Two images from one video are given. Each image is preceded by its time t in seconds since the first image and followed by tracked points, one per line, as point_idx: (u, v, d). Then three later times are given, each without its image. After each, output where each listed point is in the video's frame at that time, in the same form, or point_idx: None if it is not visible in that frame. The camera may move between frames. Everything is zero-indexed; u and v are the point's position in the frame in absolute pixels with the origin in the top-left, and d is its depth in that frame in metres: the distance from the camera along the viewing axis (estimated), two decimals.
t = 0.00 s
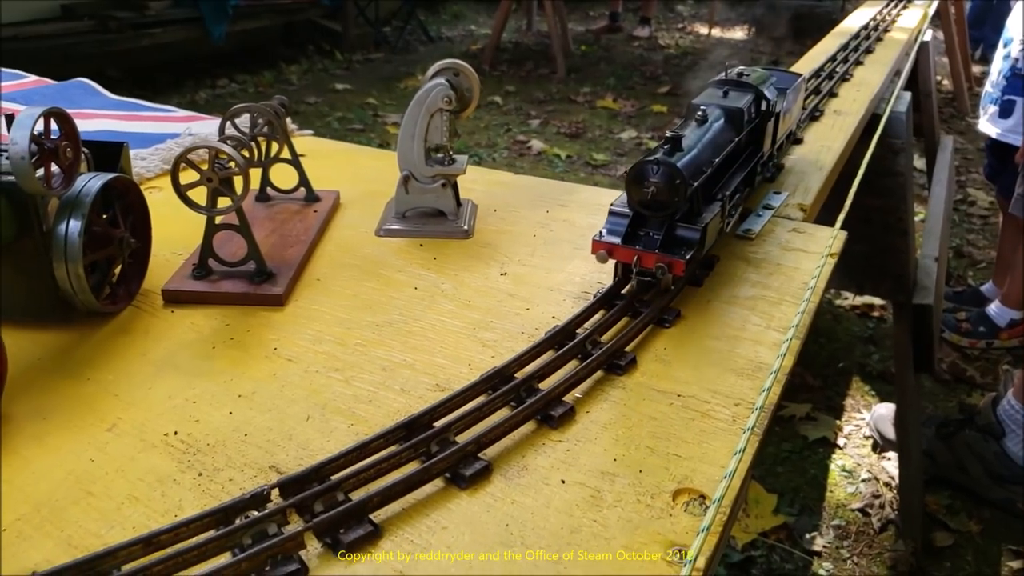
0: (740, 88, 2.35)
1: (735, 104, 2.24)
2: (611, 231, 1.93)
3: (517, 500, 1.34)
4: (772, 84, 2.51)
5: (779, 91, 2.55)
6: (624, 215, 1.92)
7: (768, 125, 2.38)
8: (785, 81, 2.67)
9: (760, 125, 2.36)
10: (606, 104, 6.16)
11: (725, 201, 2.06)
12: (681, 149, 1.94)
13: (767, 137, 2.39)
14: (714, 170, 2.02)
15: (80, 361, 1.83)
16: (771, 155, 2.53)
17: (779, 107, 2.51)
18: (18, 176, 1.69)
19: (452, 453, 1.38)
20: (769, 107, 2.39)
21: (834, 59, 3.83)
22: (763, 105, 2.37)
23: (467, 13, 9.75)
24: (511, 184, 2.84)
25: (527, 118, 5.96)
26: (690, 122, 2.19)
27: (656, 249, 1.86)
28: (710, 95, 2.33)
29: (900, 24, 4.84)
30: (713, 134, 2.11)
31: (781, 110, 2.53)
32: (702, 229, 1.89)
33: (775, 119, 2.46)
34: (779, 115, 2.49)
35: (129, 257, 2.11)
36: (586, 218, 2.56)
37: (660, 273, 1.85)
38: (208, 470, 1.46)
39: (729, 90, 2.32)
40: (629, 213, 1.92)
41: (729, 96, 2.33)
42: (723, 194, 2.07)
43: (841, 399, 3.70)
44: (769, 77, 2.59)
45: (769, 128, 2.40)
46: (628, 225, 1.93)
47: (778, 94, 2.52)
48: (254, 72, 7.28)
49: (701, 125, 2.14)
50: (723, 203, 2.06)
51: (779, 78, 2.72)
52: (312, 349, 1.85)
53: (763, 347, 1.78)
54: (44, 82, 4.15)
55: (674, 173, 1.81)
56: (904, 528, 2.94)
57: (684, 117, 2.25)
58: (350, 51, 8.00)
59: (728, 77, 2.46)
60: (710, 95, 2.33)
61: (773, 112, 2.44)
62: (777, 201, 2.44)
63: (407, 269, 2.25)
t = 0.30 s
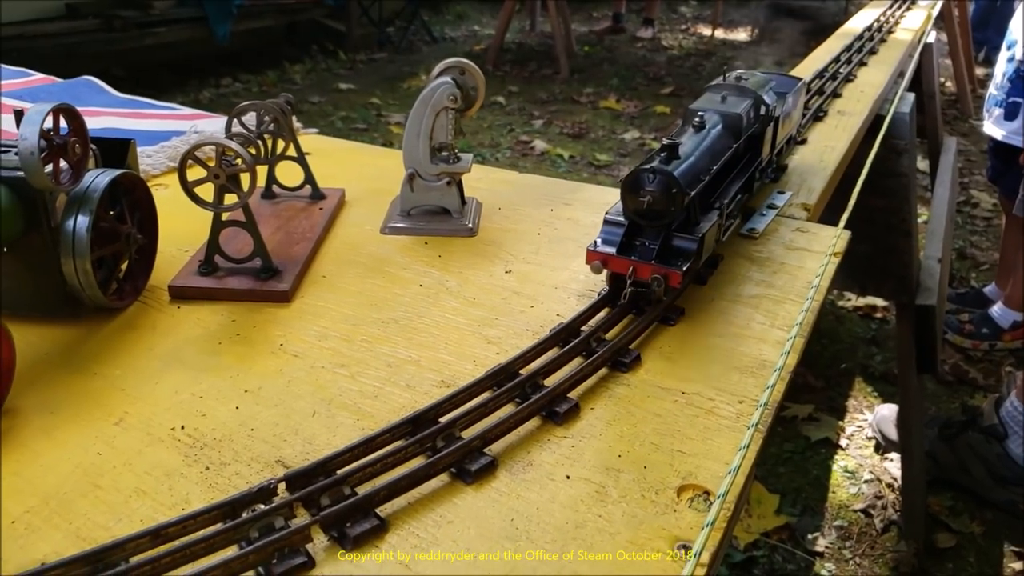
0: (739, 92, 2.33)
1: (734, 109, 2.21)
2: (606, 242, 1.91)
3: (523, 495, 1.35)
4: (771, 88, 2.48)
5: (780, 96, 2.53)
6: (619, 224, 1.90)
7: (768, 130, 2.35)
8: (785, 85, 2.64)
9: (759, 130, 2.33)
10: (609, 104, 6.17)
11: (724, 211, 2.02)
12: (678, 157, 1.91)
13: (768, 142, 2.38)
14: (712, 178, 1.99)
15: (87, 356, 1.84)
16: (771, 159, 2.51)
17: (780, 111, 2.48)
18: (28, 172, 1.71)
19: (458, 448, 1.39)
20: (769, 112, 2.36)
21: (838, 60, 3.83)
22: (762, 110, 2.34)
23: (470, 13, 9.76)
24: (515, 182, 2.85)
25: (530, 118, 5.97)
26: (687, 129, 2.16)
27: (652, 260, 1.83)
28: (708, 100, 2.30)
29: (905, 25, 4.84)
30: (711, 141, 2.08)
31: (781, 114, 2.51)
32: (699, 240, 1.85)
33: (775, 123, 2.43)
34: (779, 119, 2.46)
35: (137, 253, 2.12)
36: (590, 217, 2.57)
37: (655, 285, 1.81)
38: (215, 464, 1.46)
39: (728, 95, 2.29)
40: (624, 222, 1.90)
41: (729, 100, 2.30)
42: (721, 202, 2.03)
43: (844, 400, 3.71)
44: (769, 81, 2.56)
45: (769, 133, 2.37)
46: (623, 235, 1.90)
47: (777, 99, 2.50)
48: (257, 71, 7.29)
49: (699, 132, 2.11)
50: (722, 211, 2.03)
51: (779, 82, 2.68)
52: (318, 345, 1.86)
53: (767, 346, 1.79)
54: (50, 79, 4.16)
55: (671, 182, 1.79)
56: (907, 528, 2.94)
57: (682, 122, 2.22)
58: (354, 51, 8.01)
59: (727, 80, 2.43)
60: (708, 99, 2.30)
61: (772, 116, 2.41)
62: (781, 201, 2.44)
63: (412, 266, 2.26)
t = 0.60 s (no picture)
0: (735, 99, 2.29)
1: (730, 115, 2.17)
2: (598, 252, 1.87)
3: (527, 490, 1.36)
4: (767, 94, 2.45)
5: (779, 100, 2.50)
6: (612, 235, 1.87)
7: (765, 137, 2.31)
8: (784, 90, 2.59)
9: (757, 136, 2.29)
10: (612, 105, 6.18)
11: (719, 221, 1.97)
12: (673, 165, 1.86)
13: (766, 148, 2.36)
14: (707, 187, 1.95)
15: (92, 350, 1.85)
16: (768, 165, 2.48)
17: (778, 117, 2.45)
18: (34, 166, 1.71)
19: (462, 443, 1.40)
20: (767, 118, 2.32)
21: (840, 62, 3.83)
22: (760, 115, 2.30)
23: (472, 14, 9.76)
24: (518, 181, 2.86)
25: (532, 118, 5.97)
26: (683, 135, 2.12)
27: (645, 272, 1.80)
28: (704, 105, 2.26)
29: (907, 28, 4.84)
30: (706, 148, 2.03)
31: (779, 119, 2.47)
32: (693, 251, 1.81)
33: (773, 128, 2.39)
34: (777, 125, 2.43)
35: (141, 248, 2.13)
36: (593, 216, 2.57)
37: (648, 297, 1.77)
38: (220, 457, 1.47)
39: (724, 100, 2.25)
40: (617, 233, 1.87)
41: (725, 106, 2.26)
42: (717, 211, 1.99)
43: (844, 401, 3.71)
44: (766, 86, 2.52)
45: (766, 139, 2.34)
46: (616, 246, 1.87)
47: (775, 104, 2.46)
48: (260, 70, 7.30)
49: (694, 139, 2.06)
50: (718, 220, 1.98)
51: (777, 86, 2.63)
52: (322, 340, 1.87)
53: (770, 344, 1.79)
54: (53, 76, 4.17)
55: (664, 192, 1.75)
56: (906, 530, 2.95)
57: (677, 128, 2.17)
58: (356, 50, 8.02)
59: (723, 85, 2.40)
60: (704, 105, 2.26)
61: (769, 122, 2.37)
62: (784, 201, 2.45)
63: (417, 263, 2.26)
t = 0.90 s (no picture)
0: (734, 104, 2.23)
1: (727, 121, 2.12)
2: (589, 262, 1.82)
3: (531, 486, 1.36)
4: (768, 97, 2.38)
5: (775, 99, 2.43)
6: (603, 245, 1.81)
7: (763, 142, 2.25)
8: (782, 94, 2.53)
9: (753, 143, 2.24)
10: (613, 106, 6.18)
11: (714, 231, 1.91)
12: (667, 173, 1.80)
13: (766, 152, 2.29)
14: (702, 197, 1.89)
15: (97, 346, 1.86)
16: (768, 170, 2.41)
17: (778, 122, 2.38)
18: (41, 161, 1.72)
19: (467, 439, 1.40)
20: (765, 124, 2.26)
21: (843, 63, 3.83)
22: (758, 121, 2.24)
23: (473, 14, 9.76)
24: (521, 180, 2.86)
25: (534, 119, 5.98)
26: (678, 142, 2.06)
27: (637, 285, 1.74)
28: (701, 112, 2.21)
29: (910, 29, 4.84)
30: (701, 157, 1.98)
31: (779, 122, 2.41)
32: (687, 263, 1.76)
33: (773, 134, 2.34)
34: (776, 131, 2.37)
35: (146, 244, 2.14)
36: (597, 215, 2.58)
37: (639, 311, 1.71)
38: (226, 452, 1.48)
39: (721, 106, 2.21)
40: (609, 243, 1.81)
41: (721, 112, 2.21)
42: (712, 221, 1.93)
43: (845, 402, 3.72)
44: (765, 90, 2.46)
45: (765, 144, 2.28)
46: (606, 258, 1.81)
47: (774, 108, 2.40)
48: (261, 69, 7.30)
49: (689, 146, 2.01)
50: (713, 230, 1.93)
51: (776, 91, 2.57)
52: (327, 337, 1.88)
53: (773, 343, 1.80)
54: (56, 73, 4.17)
55: (657, 203, 1.69)
56: (906, 530, 2.96)
57: (673, 134, 2.13)
58: (358, 50, 8.02)
59: (721, 89, 2.35)
60: (701, 111, 2.22)
61: (769, 127, 2.30)
62: (786, 201, 2.46)
63: (420, 261, 2.27)
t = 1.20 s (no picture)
0: (731, 110, 2.16)
1: (724, 128, 2.05)
2: (580, 273, 1.77)
3: (536, 481, 1.37)
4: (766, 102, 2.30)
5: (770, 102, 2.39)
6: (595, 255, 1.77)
7: (760, 149, 2.18)
8: (780, 100, 2.49)
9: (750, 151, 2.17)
10: (615, 106, 6.19)
11: (708, 241, 1.86)
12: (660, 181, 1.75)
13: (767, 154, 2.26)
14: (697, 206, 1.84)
15: (105, 342, 1.87)
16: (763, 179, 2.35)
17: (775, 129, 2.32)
18: (49, 158, 1.74)
19: (472, 434, 1.41)
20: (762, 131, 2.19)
21: (846, 63, 3.84)
22: (756, 128, 2.17)
23: (475, 14, 9.77)
24: (524, 179, 2.87)
25: (535, 119, 5.98)
26: (672, 149, 1.99)
27: (628, 296, 1.69)
28: (696, 116, 2.14)
29: (912, 30, 4.85)
30: (696, 165, 1.91)
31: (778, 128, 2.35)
32: (679, 274, 1.72)
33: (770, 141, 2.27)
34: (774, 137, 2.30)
35: (153, 242, 2.15)
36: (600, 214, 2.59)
37: (631, 323, 1.67)
38: (233, 447, 1.49)
39: (718, 111, 2.13)
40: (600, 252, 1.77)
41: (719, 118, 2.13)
42: (706, 231, 1.88)
43: (846, 402, 3.72)
44: (763, 94, 2.41)
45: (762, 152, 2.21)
46: (597, 268, 1.77)
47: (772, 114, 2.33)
48: (263, 69, 7.32)
49: (684, 153, 1.93)
50: (707, 241, 1.88)
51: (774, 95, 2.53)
52: (333, 334, 1.89)
53: (776, 341, 1.81)
54: (60, 72, 4.18)
55: (649, 212, 1.65)
56: (907, 530, 2.96)
57: (668, 140, 2.06)
58: (360, 50, 8.02)
59: (719, 95, 2.27)
60: (697, 116, 2.13)
61: (767, 134, 2.23)
62: (789, 200, 2.47)
63: (425, 259, 2.28)
